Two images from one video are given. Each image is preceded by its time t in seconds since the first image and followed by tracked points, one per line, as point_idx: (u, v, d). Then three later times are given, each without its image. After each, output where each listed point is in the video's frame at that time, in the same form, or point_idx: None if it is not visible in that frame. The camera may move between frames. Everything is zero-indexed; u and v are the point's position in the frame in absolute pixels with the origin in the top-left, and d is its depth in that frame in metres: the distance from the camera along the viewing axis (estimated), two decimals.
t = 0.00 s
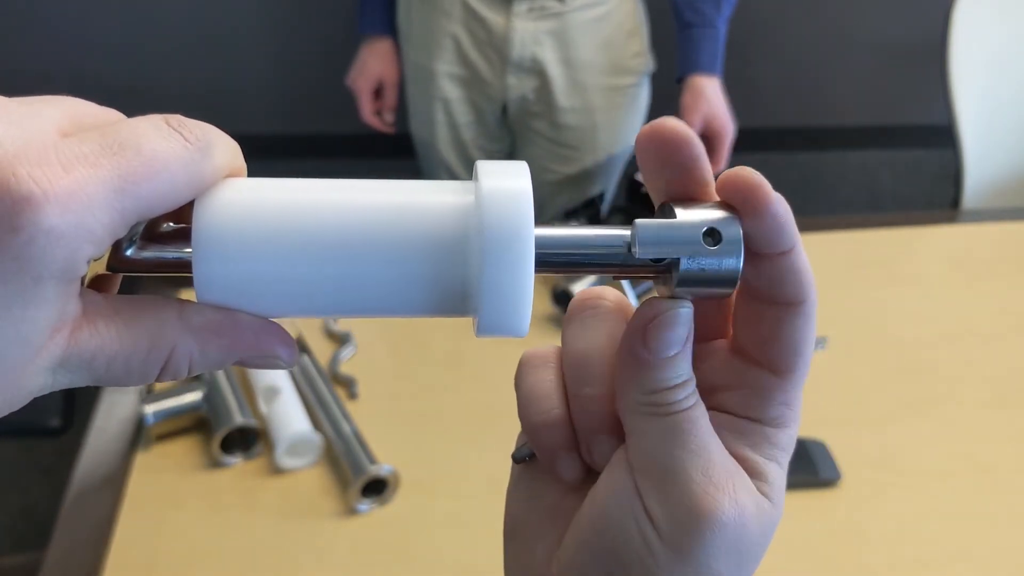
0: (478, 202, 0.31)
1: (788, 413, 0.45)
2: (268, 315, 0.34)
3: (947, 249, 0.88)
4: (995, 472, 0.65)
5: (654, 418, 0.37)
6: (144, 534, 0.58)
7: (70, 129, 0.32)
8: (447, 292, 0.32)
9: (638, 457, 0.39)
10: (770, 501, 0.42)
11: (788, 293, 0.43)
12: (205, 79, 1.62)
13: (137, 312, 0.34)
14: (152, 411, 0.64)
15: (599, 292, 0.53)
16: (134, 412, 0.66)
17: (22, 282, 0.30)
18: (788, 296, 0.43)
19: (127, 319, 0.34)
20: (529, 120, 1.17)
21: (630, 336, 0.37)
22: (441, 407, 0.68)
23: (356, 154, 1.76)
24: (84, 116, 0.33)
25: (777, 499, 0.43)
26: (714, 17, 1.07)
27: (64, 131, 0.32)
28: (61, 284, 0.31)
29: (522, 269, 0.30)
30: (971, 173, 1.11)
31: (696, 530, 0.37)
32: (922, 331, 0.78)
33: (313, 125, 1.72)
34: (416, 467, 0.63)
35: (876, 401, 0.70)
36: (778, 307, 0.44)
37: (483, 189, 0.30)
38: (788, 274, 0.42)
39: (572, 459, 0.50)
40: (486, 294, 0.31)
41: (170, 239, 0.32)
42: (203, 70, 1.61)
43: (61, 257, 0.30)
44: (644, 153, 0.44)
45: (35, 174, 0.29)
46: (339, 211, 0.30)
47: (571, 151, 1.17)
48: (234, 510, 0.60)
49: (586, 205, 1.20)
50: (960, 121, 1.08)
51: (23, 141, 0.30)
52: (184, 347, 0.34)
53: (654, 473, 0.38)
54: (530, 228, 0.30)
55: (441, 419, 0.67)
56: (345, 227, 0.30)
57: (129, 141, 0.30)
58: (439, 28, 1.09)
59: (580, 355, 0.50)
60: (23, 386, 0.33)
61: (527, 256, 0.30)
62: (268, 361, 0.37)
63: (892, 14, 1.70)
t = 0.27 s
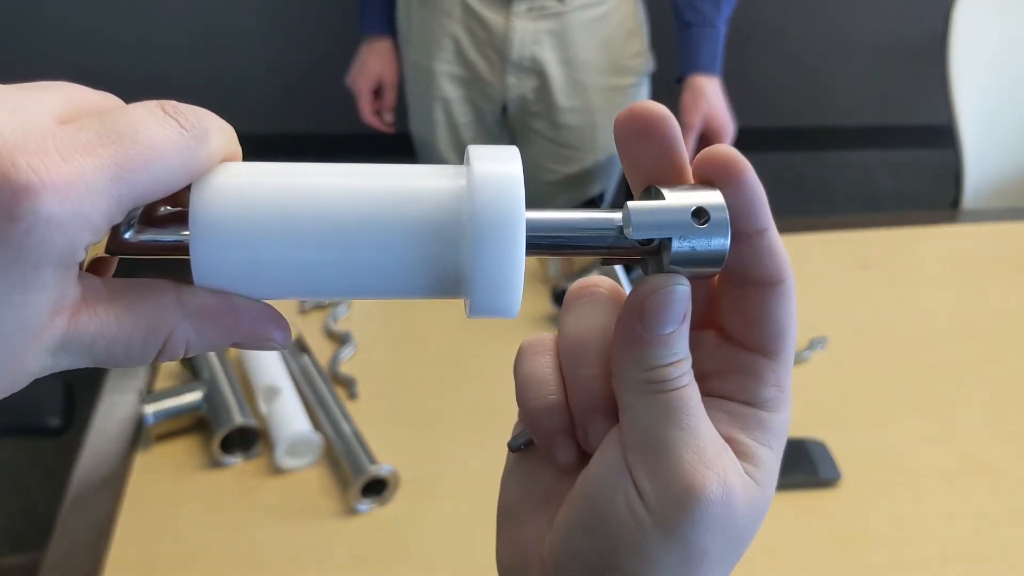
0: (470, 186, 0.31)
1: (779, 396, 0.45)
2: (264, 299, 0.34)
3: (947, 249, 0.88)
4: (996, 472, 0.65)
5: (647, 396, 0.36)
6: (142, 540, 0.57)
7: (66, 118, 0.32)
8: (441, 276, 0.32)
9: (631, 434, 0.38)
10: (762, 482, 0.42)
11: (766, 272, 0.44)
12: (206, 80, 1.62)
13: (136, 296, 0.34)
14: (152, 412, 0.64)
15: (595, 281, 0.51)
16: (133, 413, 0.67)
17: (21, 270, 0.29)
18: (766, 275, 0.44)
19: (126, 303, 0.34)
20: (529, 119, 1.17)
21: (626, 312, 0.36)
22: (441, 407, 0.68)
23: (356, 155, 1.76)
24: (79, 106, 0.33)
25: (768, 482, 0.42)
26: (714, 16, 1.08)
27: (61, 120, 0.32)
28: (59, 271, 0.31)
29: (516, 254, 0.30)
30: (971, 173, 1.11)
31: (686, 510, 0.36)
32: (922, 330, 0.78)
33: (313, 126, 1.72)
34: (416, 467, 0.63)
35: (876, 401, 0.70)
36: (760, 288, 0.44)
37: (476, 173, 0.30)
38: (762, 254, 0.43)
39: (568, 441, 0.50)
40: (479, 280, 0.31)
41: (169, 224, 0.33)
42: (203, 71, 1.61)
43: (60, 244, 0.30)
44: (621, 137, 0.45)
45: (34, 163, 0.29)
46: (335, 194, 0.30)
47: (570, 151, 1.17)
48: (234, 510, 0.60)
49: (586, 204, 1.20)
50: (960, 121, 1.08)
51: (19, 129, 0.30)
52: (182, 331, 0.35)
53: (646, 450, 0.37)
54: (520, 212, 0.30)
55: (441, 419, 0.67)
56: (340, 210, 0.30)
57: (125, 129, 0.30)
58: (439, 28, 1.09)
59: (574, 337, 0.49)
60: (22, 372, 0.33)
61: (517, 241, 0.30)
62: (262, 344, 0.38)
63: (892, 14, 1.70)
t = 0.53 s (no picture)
0: (479, 194, 0.31)
1: (786, 400, 0.45)
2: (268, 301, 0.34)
3: (948, 249, 0.88)
4: (996, 472, 0.65)
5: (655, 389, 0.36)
6: (142, 540, 0.57)
7: (80, 120, 0.33)
8: (448, 280, 0.32)
9: (637, 425, 0.38)
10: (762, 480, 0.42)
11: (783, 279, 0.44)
12: (205, 80, 1.62)
13: (146, 298, 0.35)
14: (152, 412, 0.63)
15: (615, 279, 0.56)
16: (133, 413, 0.67)
17: (33, 272, 0.30)
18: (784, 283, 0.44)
19: (136, 305, 0.34)
20: (529, 120, 1.17)
21: (637, 304, 0.36)
22: (441, 408, 0.68)
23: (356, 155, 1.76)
24: (94, 107, 0.34)
25: (769, 476, 0.42)
26: (715, 16, 1.08)
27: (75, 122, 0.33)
28: (70, 274, 0.31)
29: (524, 261, 0.30)
30: (971, 173, 1.11)
31: (686, 498, 0.37)
32: (922, 330, 0.78)
33: (312, 126, 1.72)
34: (417, 467, 0.63)
35: (877, 401, 0.70)
36: (774, 297, 0.45)
37: (485, 181, 0.30)
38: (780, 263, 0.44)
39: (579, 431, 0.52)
40: (486, 286, 0.31)
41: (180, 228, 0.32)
42: (202, 71, 1.61)
43: (72, 246, 0.30)
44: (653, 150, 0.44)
45: (46, 166, 0.29)
46: (344, 200, 0.30)
47: (571, 151, 1.17)
48: (234, 509, 0.60)
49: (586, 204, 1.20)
50: (960, 120, 1.08)
51: (33, 132, 0.30)
52: (191, 333, 0.35)
53: (653, 443, 0.37)
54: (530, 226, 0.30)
55: (441, 419, 0.67)
56: (349, 217, 0.30)
57: (138, 132, 0.31)
58: (439, 28, 1.10)
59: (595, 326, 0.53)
60: (32, 374, 0.33)
61: (527, 248, 0.30)
62: (270, 346, 0.38)
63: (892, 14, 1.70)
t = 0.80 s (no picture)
0: (479, 186, 0.31)
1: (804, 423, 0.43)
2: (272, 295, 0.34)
3: (947, 249, 0.88)
4: (996, 472, 0.65)
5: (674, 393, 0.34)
6: (142, 541, 0.57)
7: (86, 115, 0.33)
8: (451, 272, 0.32)
9: (657, 424, 0.36)
10: (781, 469, 0.41)
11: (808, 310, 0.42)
12: (205, 80, 1.62)
13: (150, 291, 0.35)
14: (153, 411, 0.63)
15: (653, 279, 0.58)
16: (133, 413, 0.67)
17: (39, 265, 0.30)
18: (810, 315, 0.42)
19: (140, 299, 0.34)
20: (529, 120, 1.17)
21: (653, 307, 0.33)
22: (441, 408, 0.68)
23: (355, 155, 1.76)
24: (99, 102, 0.34)
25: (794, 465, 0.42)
26: (714, 17, 1.08)
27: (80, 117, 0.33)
28: (75, 267, 0.31)
29: (524, 252, 0.31)
30: (971, 173, 1.11)
31: (701, 492, 0.36)
32: (922, 331, 0.78)
33: (312, 127, 1.72)
34: (417, 467, 0.63)
35: (877, 401, 0.70)
36: (797, 327, 0.42)
37: (485, 173, 0.30)
38: (801, 293, 0.41)
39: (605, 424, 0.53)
40: (488, 277, 0.31)
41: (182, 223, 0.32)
42: (202, 72, 1.61)
43: (76, 240, 0.30)
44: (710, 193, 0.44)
45: (52, 158, 0.29)
46: (345, 192, 0.30)
47: (571, 152, 1.17)
48: (233, 510, 0.60)
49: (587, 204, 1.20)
50: (959, 121, 1.08)
51: (37, 126, 0.30)
52: (195, 327, 0.35)
53: (673, 443, 0.36)
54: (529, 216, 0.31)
55: (441, 420, 0.67)
56: (351, 209, 0.30)
57: (141, 126, 0.31)
58: (439, 28, 1.10)
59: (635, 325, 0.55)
60: (39, 367, 0.33)
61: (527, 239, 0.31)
62: (276, 339, 0.38)
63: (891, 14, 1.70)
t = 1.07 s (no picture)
0: (475, 171, 0.31)
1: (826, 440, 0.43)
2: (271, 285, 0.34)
3: (947, 249, 0.88)
4: (996, 472, 0.65)
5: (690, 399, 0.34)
6: (142, 542, 0.57)
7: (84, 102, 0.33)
8: (448, 256, 0.32)
9: (674, 432, 0.36)
10: (792, 478, 0.40)
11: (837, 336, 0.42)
12: (205, 81, 1.62)
13: (149, 276, 0.35)
14: (153, 412, 0.63)
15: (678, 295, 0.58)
16: (133, 414, 0.67)
17: (38, 250, 0.30)
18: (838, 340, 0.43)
19: (138, 285, 0.34)
20: (529, 119, 1.17)
21: (671, 313, 0.33)
22: (441, 408, 0.68)
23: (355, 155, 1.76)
24: (98, 89, 0.34)
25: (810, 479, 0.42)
26: (714, 17, 1.08)
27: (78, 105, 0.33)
28: (75, 252, 0.31)
29: (520, 236, 0.31)
30: (972, 173, 1.11)
31: (714, 502, 0.36)
32: (921, 330, 0.78)
33: (312, 127, 1.72)
34: (417, 467, 0.63)
35: (876, 400, 0.70)
36: (821, 351, 0.43)
37: (481, 159, 0.31)
38: (830, 321, 0.42)
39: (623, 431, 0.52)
40: (485, 262, 0.31)
41: (180, 209, 0.33)
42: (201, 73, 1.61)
43: (75, 224, 0.30)
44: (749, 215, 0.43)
45: (49, 144, 0.29)
46: (342, 179, 0.31)
47: (571, 151, 1.17)
48: (233, 511, 0.60)
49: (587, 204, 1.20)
50: (959, 121, 1.08)
51: (35, 113, 0.30)
52: (192, 313, 0.35)
53: (689, 450, 0.35)
54: (527, 194, 0.31)
55: (441, 419, 0.67)
56: (348, 195, 0.30)
57: (138, 112, 0.31)
58: (439, 29, 1.10)
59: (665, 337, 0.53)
60: (38, 353, 0.33)
61: (523, 223, 0.31)
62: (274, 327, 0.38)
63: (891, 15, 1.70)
